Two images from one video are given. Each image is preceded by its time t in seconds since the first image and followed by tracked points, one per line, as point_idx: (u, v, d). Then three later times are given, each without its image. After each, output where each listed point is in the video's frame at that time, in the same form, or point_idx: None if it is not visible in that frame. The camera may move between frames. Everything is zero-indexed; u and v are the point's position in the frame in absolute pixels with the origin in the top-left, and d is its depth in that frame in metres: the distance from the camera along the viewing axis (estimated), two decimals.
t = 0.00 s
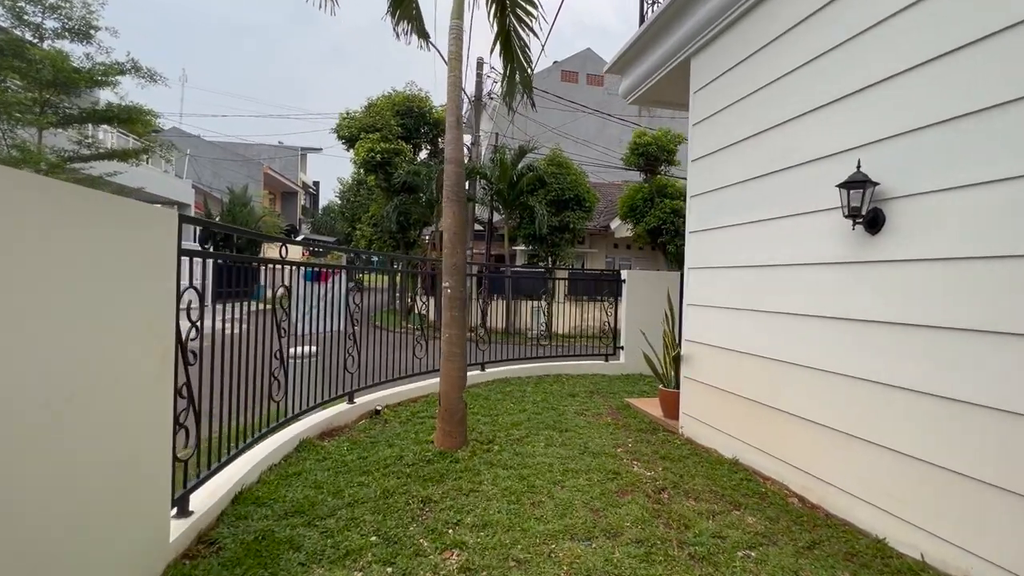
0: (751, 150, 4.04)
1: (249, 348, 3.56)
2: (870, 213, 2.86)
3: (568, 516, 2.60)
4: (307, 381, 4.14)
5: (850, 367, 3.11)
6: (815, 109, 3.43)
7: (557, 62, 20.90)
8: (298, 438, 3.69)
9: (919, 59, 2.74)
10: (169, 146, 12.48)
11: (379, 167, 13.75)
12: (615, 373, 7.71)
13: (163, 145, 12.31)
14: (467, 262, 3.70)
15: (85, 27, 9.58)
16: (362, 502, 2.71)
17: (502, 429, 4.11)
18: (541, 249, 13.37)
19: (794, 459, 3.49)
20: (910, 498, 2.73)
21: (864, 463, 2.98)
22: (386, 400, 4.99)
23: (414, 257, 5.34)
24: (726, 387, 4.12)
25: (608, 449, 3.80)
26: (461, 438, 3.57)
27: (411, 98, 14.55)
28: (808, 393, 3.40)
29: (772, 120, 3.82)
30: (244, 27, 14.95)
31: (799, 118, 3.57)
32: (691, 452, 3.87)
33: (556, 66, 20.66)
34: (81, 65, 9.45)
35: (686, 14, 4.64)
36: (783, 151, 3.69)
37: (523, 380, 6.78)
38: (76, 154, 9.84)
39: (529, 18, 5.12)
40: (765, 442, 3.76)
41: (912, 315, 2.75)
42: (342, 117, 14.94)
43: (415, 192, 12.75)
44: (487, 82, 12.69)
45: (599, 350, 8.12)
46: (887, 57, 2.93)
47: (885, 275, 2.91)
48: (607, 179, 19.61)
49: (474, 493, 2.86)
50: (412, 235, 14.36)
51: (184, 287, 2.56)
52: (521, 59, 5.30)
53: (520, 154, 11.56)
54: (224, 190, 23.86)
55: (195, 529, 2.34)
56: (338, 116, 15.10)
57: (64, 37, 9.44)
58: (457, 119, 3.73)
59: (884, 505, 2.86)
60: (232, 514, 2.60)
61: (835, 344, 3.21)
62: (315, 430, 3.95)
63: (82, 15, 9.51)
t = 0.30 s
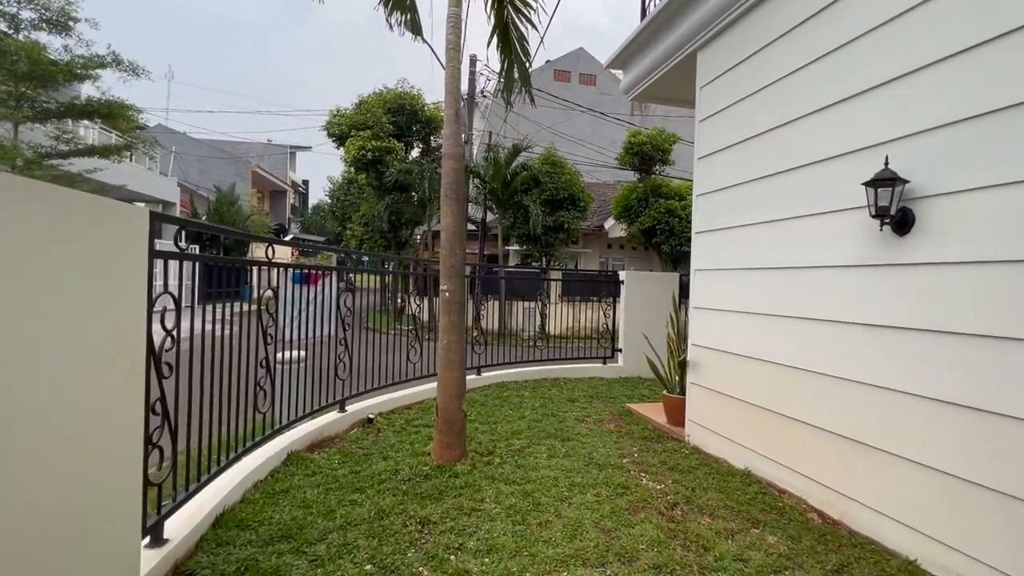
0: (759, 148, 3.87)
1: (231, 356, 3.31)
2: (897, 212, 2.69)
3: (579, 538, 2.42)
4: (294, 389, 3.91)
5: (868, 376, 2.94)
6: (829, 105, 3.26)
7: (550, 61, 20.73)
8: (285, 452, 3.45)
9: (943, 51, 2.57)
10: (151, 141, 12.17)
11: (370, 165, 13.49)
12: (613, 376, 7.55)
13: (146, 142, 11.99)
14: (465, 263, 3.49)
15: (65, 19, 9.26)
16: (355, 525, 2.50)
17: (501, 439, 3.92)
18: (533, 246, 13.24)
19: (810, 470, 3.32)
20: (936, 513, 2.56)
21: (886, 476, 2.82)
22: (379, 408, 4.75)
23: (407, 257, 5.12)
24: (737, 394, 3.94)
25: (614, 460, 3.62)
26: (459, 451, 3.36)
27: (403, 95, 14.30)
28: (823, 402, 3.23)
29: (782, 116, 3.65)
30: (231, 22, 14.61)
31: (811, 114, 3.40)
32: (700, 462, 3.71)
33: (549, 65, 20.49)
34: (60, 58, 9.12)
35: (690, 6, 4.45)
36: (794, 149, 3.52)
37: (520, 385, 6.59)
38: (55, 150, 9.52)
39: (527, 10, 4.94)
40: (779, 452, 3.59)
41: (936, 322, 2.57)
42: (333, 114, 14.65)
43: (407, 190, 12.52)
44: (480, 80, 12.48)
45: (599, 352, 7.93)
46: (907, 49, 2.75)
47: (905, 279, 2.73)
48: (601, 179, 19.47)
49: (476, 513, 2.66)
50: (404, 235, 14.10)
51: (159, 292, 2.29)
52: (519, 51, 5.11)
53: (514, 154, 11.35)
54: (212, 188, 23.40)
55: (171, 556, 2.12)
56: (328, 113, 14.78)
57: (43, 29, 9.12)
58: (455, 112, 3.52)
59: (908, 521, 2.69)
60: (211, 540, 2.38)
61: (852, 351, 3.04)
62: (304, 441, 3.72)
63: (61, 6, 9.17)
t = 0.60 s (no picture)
0: (766, 144, 3.73)
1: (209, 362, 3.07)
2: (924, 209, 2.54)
3: (588, 558, 2.25)
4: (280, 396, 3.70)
5: (886, 380, 2.78)
6: (844, 97, 3.11)
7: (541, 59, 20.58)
8: (270, 463, 3.24)
9: (975, 38, 2.41)
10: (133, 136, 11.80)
11: (360, 162, 13.24)
12: (610, 378, 7.41)
13: (127, 136, 11.62)
14: (461, 263, 3.30)
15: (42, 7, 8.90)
16: (345, 546, 2.31)
17: (499, 446, 3.75)
18: (528, 247, 13.05)
19: (822, 479, 3.18)
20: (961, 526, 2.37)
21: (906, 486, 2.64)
22: (371, 413, 4.55)
23: (398, 256, 4.92)
24: (743, 398, 3.80)
25: (617, 468, 3.45)
26: (456, 461, 3.18)
27: (394, 92, 14.04)
28: (837, 408, 3.07)
29: (792, 110, 3.50)
30: (216, 15, 14.25)
31: (823, 108, 3.27)
32: (706, 470, 3.57)
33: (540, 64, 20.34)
34: (35, 48, 8.76)
35: None
36: (805, 144, 3.37)
37: (516, 388, 6.41)
38: (32, 143, 9.16)
39: None
40: (790, 460, 3.43)
41: (965, 326, 2.41)
42: (322, 111, 14.36)
43: (398, 189, 12.29)
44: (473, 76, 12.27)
45: (596, 354, 7.78)
46: (933, 35, 2.59)
47: (927, 279, 2.57)
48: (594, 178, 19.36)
49: (476, 530, 2.48)
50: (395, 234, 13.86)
51: (126, 294, 2.02)
52: (516, 42, 4.92)
53: (507, 152, 11.16)
54: (198, 186, 22.93)
55: None
56: (317, 109, 14.48)
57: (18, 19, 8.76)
58: (451, 102, 3.32)
59: (928, 534, 2.52)
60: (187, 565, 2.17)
61: (868, 355, 2.89)
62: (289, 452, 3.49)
63: None
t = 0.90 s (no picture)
0: (771, 139, 3.58)
1: (182, 369, 2.84)
2: (953, 204, 2.36)
3: None
4: (262, 404, 3.47)
5: (904, 387, 2.63)
6: (856, 90, 2.96)
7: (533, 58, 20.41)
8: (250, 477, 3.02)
9: (1004, 23, 2.26)
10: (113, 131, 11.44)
11: (349, 160, 12.96)
12: (605, 381, 7.25)
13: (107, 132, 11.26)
14: (456, 263, 3.09)
15: None
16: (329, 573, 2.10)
17: (495, 456, 3.56)
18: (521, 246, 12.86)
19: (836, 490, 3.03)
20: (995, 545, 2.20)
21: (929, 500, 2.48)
22: (360, 421, 4.32)
23: (388, 255, 4.70)
24: (749, 404, 3.64)
25: (620, 479, 3.28)
26: (450, 474, 2.98)
27: (383, 89, 13.78)
28: (851, 416, 2.91)
29: (799, 104, 3.35)
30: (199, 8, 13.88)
31: (831, 102, 3.12)
32: (712, 479, 3.41)
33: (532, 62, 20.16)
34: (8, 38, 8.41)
35: None
36: (814, 139, 3.21)
37: (510, 392, 6.23)
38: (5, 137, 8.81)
39: None
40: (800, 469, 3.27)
41: (992, 331, 2.26)
42: (309, 107, 14.06)
43: (388, 187, 12.04)
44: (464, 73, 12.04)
45: (591, 356, 7.61)
46: (954, 22, 2.45)
47: (947, 281, 2.43)
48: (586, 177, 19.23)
49: (472, 552, 2.28)
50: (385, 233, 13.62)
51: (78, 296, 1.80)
52: (511, 32, 4.73)
53: (499, 150, 10.96)
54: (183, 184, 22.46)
55: None
56: (305, 105, 14.17)
57: None
58: (445, 91, 3.11)
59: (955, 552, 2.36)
60: None
61: (882, 360, 2.75)
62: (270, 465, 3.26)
63: None
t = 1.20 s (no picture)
0: (777, 138, 3.44)
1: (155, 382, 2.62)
2: (987, 204, 2.18)
3: None
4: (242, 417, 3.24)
5: (925, 399, 2.47)
6: (867, 87, 2.82)
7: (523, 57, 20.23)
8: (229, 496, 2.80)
9: None
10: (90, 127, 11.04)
11: (336, 159, 12.67)
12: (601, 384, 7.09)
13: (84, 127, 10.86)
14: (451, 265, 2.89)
15: None
16: None
17: (492, 469, 3.37)
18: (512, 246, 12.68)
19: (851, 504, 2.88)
20: None
21: (955, 518, 2.34)
22: (348, 430, 4.11)
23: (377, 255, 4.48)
24: (755, 412, 3.49)
25: (624, 493, 3.11)
26: (445, 492, 2.79)
27: (372, 86, 13.51)
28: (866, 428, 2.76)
29: (806, 101, 3.21)
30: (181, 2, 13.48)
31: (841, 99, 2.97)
32: (719, 493, 3.26)
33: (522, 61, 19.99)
34: None
35: None
36: (825, 136, 3.06)
37: (504, 398, 6.05)
38: None
39: None
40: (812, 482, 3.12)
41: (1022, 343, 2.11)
42: (296, 104, 13.74)
43: (377, 186, 11.78)
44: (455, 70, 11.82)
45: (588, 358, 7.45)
46: (975, 15, 2.30)
47: (970, 289, 2.29)
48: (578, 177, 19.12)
49: None
50: (374, 232, 13.37)
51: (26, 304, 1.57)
52: (506, 22, 4.53)
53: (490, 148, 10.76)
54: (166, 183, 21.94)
55: None
56: (291, 102, 13.85)
57: None
58: (439, 82, 2.91)
59: (984, 574, 2.22)
60: None
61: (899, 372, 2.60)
62: (252, 482, 3.04)
63: None
